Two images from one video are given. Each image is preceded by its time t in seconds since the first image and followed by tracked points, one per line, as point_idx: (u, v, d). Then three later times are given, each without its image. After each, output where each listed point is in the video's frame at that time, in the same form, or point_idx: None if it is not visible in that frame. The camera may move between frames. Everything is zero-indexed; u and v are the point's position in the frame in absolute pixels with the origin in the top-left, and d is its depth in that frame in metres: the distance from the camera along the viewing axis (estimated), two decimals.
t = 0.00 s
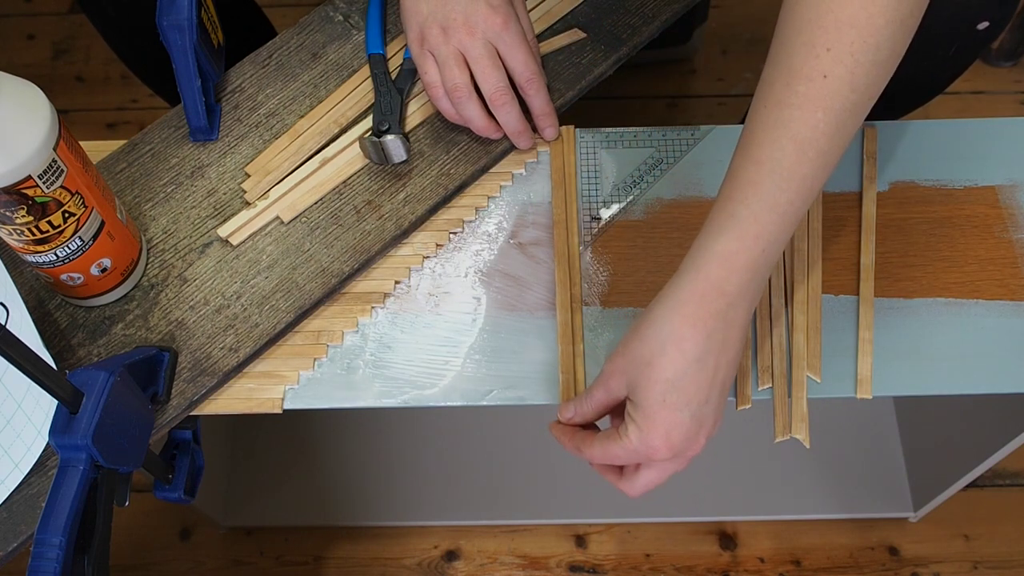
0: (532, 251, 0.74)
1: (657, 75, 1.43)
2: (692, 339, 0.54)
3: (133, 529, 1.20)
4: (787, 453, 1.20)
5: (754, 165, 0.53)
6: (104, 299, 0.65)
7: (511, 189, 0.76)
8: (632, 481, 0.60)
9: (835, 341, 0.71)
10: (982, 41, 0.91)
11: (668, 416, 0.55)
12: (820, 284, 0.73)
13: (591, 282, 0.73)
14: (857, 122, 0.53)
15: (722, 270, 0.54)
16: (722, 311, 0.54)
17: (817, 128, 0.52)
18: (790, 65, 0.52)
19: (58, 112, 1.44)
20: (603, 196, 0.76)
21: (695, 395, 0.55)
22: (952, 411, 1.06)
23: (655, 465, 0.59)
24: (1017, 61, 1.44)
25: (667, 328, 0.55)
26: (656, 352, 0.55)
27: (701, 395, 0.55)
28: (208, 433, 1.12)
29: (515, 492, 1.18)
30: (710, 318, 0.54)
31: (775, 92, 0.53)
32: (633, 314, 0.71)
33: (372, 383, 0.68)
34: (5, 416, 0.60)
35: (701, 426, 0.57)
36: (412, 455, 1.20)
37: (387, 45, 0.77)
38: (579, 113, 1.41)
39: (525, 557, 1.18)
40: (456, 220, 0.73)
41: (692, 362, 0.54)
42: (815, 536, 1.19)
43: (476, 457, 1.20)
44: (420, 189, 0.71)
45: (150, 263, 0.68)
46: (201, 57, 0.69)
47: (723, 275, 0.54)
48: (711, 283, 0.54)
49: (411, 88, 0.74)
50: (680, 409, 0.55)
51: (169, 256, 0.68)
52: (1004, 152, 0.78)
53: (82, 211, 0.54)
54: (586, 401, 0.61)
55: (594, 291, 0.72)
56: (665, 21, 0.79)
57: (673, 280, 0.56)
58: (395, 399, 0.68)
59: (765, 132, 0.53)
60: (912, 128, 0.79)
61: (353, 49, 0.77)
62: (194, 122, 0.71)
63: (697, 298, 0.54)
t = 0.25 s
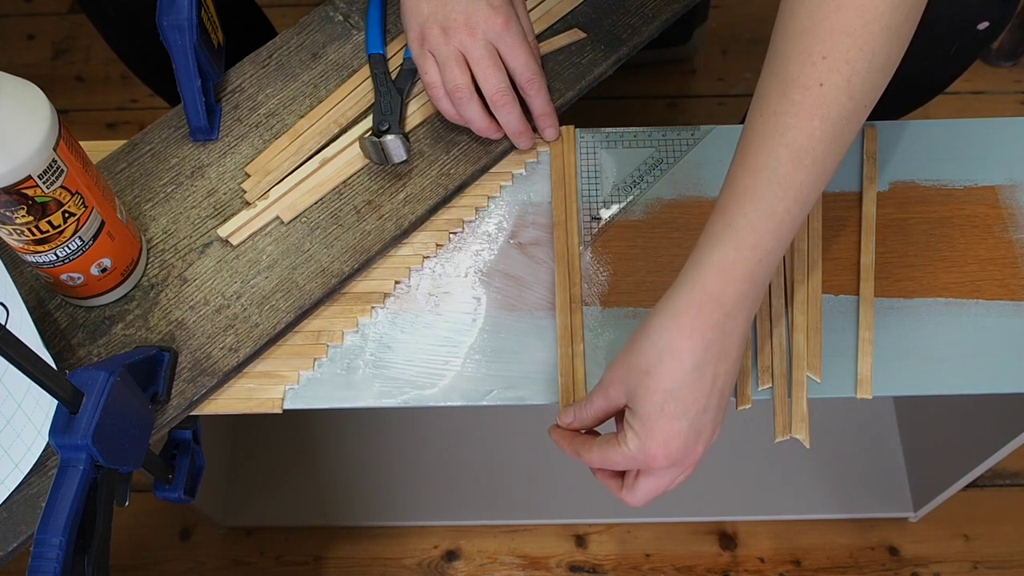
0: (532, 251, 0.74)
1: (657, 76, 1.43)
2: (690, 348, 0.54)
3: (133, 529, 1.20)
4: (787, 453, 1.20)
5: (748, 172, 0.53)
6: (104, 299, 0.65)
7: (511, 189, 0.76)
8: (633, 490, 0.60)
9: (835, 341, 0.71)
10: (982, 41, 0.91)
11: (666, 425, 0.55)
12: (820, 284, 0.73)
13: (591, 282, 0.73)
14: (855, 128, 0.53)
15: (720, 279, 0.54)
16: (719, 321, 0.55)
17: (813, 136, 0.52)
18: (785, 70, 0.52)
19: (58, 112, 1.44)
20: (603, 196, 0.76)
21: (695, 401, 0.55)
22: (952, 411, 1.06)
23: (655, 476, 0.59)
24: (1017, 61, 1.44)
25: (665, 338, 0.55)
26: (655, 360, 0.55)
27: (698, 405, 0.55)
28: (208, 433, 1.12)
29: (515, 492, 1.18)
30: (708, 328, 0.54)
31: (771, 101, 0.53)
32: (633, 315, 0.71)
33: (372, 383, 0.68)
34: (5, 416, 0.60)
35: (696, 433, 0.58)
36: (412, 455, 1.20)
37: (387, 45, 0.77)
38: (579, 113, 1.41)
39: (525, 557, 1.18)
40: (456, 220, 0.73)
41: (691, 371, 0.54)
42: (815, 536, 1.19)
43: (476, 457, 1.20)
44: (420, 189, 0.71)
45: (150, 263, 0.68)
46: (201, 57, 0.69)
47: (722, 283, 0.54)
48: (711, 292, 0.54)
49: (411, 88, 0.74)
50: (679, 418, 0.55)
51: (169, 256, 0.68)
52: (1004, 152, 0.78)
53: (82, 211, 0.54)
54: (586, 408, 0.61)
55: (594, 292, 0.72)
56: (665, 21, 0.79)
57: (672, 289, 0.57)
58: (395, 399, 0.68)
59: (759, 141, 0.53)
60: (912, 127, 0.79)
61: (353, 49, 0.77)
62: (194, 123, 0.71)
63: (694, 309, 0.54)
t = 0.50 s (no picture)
0: (532, 251, 0.74)
1: (657, 75, 1.43)
2: (690, 352, 0.54)
3: (133, 529, 1.20)
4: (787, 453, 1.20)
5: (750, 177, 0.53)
6: (104, 299, 0.65)
7: (511, 189, 0.76)
8: (631, 492, 0.60)
9: (835, 342, 0.71)
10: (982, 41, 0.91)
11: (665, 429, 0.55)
12: (820, 285, 0.72)
13: (591, 282, 0.72)
14: (853, 133, 0.53)
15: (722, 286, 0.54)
16: (719, 333, 0.55)
17: (812, 143, 0.52)
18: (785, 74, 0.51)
19: (58, 112, 1.44)
20: (603, 196, 0.76)
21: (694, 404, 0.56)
22: (952, 411, 1.06)
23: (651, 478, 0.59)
24: (1017, 61, 1.44)
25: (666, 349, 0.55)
26: (654, 365, 0.55)
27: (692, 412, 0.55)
28: (208, 433, 1.12)
29: (515, 492, 1.18)
30: (708, 334, 0.54)
31: (770, 106, 0.52)
32: (633, 315, 0.71)
33: (372, 383, 0.68)
34: (5, 416, 0.60)
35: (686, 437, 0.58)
36: (412, 455, 1.20)
37: (387, 45, 0.77)
38: (579, 113, 1.41)
39: (525, 557, 1.19)
40: (456, 220, 0.73)
41: (690, 375, 0.54)
42: (815, 536, 1.19)
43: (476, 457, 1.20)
44: (420, 189, 0.71)
45: (150, 264, 0.68)
46: (201, 58, 0.69)
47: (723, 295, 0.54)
48: (717, 304, 0.54)
49: (411, 88, 0.74)
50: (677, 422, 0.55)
51: (169, 256, 0.68)
52: (1004, 152, 0.78)
53: (82, 211, 0.54)
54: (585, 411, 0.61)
55: (594, 292, 0.72)
56: (665, 21, 0.79)
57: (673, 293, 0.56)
58: (395, 399, 0.68)
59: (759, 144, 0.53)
60: (912, 127, 0.79)
61: (353, 49, 0.77)
62: (194, 123, 0.71)
63: (694, 315, 0.54)
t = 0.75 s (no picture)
0: (532, 251, 0.74)
1: (657, 75, 1.43)
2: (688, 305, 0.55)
3: (133, 529, 1.20)
4: (787, 453, 1.19)
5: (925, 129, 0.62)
6: (104, 299, 0.65)
7: (511, 188, 0.76)
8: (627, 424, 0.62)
9: (835, 342, 0.71)
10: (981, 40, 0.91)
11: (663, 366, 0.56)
12: (821, 285, 0.72)
13: (591, 282, 0.72)
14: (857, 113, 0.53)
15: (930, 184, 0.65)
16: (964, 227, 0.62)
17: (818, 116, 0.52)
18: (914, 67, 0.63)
19: (58, 112, 1.44)
20: (603, 196, 0.76)
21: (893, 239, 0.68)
22: (952, 411, 1.06)
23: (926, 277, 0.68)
24: (1017, 61, 1.44)
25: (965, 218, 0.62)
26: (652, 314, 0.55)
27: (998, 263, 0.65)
28: (207, 433, 1.12)
29: (516, 493, 1.18)
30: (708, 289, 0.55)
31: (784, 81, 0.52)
32: (633, 315, 0.72)
33: (372, 383, 0.68)
34: (5, 416, 0.60)
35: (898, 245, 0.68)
36: (411, 456, 1.19)
37: (387, 45, 0.77)
38: (579, 113, 1.41)
39: (525, 557, 1.19)
40: (456, 220, 0.73)
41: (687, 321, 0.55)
42: (814, 536, 1.19)
43: (476, 457, 1.20)
44: (420, 189, 0.71)
45: (150, 264, 0.68)
46: (201, 57, 0.69)
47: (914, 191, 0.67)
48: (969, 210, 0.61)
49: (411, 87, 0.74)
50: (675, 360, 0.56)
51: (169, 256, 0.68)
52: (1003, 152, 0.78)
53: (82, 211, 0.54)
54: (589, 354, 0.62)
55: (594, 292, 0.72)
56: (665, 21, 0.79)
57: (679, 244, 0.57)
58: (395, 399, 0.68)
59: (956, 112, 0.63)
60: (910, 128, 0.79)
61: (353, 49, 0.77)
62: (194, 122, 0.71)
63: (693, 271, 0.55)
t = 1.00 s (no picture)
0: (532, 251, 0.74)
1: (657, 75, 1.43)
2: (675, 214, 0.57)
3: (132, 529, 1.20)
4: (787, 453, 1.19)
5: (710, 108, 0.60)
6: (104, 299, 0.65)
7: (511, 188, 0.76)
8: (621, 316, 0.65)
9: (835, 342, 0.71)
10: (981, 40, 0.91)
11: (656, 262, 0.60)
12: (821, 285, 0.72)
13: (591, 282, 0.72)
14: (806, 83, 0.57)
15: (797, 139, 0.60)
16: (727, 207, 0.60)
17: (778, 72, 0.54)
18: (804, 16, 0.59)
19: (58, 112, 1.44)
20: (603, 196, 0.76)
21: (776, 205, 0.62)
22: (952, 411, 1.06)
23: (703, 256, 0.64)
24: (1017, 61, 1.44)
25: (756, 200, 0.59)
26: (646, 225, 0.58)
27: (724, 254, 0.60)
28: (207, 433, 1.12)
29: (516, 493, 1.18)
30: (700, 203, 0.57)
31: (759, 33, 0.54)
32: (633, 315, 0.72)
33: (372, 383, 0.68)
34: (5, 416, 0.60)
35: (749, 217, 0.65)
36: (411, 456, 1.19)
37: (387, 45, 0.77)
38: (579, 113, 1.41)
39: (525, 557, 1.19)
40: (456, 220, 0.73)
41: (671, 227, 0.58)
42: (814, 536, 1.19)
43: (476, 457, 1.20)
44: (420, 189, 0.71)
45: (150, 264, 0.68)
46: (201, 57, 0.69)
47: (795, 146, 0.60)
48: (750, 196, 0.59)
49: (411, 88, 0.74)
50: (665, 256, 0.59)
51: (169, 256, 0.68)
52: (1003, 152, 0.78)
53: (82, 211, 0.54)
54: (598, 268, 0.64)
55: (594, 292, 0.72)
56: (665, 21, 0.79)
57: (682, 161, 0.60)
58: (395, 399, 0.68)
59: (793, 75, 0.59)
60: (911, 128, 0.79)
61: (353, 49, 0.77)
62: (194, 122, 0.71)
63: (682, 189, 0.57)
